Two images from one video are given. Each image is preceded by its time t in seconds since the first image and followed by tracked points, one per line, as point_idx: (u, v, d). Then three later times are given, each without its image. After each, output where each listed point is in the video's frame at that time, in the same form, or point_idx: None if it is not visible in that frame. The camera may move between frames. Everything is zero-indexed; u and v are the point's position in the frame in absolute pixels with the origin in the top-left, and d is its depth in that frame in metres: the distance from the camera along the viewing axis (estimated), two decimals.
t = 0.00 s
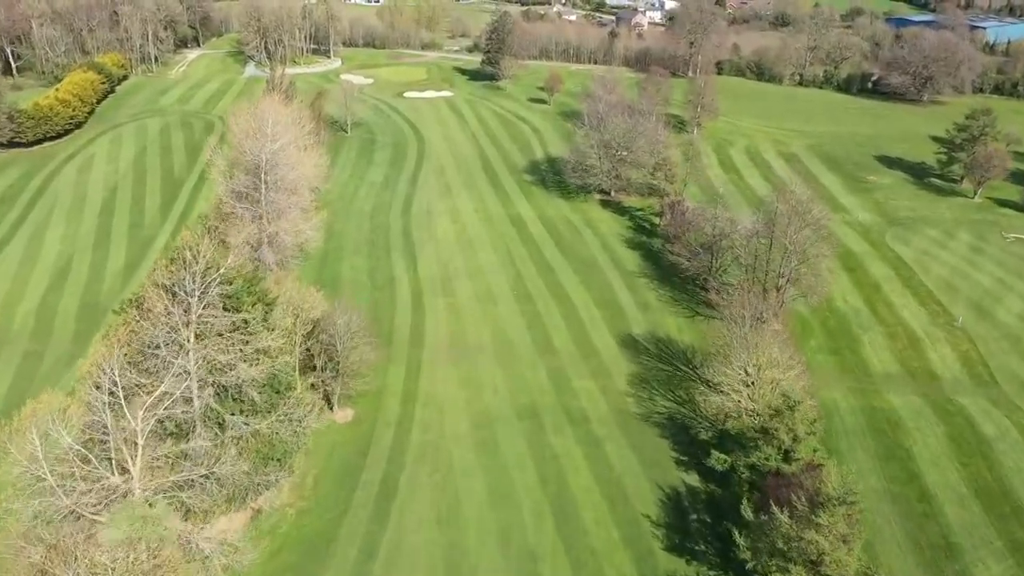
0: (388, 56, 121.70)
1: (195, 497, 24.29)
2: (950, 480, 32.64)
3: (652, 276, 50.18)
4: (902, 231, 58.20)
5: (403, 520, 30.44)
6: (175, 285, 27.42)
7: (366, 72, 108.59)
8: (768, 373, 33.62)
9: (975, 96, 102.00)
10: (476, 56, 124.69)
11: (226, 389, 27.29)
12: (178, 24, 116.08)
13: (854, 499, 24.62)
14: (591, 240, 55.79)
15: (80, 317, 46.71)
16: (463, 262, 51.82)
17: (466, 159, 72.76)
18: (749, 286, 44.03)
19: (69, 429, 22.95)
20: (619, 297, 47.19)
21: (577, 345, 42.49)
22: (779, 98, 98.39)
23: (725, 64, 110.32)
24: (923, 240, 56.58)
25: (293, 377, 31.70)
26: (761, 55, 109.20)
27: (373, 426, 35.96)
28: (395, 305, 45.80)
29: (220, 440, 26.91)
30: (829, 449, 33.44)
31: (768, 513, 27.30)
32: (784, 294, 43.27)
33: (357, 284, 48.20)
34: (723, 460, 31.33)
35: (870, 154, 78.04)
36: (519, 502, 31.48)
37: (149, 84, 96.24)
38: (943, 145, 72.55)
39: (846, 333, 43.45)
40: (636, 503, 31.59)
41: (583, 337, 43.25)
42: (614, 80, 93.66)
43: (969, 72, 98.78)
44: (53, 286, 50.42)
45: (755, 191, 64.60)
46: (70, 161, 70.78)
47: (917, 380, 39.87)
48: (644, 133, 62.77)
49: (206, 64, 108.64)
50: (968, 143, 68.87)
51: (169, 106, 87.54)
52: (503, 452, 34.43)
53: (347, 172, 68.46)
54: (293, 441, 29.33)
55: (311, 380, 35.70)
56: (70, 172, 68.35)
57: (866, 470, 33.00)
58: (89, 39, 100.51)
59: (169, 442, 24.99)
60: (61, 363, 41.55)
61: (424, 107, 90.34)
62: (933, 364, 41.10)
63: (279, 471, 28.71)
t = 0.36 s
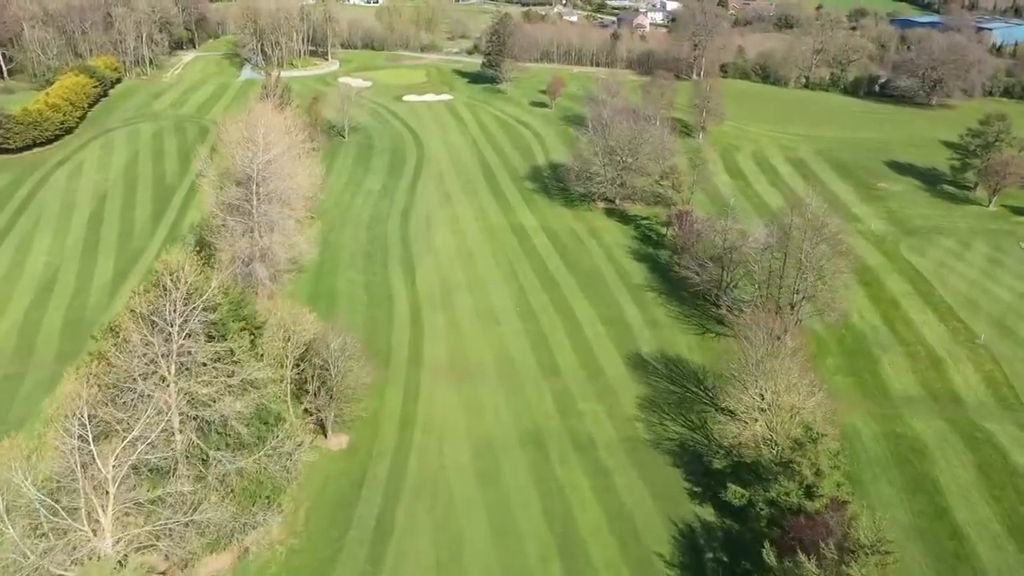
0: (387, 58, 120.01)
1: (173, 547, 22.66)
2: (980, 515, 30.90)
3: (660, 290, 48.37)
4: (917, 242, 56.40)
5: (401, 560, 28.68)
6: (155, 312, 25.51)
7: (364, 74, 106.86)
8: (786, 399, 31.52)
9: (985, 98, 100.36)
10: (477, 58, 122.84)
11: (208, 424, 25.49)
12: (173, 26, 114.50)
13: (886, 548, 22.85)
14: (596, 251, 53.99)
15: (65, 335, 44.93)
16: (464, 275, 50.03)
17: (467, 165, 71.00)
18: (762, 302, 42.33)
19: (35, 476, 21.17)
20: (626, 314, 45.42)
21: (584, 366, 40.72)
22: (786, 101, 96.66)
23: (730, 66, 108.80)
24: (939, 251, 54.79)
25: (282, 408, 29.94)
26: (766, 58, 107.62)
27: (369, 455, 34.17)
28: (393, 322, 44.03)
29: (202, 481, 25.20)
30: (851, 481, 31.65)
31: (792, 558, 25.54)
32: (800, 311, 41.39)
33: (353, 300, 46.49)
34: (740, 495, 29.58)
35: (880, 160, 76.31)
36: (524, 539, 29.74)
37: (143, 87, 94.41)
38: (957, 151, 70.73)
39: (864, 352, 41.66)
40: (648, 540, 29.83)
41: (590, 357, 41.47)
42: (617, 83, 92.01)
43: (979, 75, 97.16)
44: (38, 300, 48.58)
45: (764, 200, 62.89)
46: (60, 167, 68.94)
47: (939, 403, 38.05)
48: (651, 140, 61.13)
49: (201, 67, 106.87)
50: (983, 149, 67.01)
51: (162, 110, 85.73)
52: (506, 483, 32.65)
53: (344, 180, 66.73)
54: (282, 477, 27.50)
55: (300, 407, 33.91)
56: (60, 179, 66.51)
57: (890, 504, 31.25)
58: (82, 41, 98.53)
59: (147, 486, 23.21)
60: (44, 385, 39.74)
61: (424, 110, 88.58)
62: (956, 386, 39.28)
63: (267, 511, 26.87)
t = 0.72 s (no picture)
0: (386, 61, 118.24)
1: None
2: (1015, 554, 29.00)
3: (669, 306, 46.48)
4: (933, 253, 54.52)
5: None
6: (131, 345, 23.51)
7: (363, 77, 105.07)
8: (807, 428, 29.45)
9: (995, 103, 98.28)
10: (477, 60, 120.96)
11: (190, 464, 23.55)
12: (169, 29, 113.04)
13: None
14: (601, 263, 52.12)
15: (48, 355, 43.06)
16: (464, 290, 48.15)
17: (467, 172, 69.15)
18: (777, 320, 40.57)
19: None
20: (635, 332, 43.55)
21: (590, 388, 38.82)
22: (793, 105, 94.87)
23: (734, 69, 107.03)
24: (957, 263, 52.88)
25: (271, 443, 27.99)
26: (772, 61, 105.81)
27: (365, 487, 32.24)
28: (390, 342, 42.20)
29: (181, 529, 23.33)
30: (879, 518, 29.68)
31: None
32: (818, 330, 39.43)
33: (349, 318, 44.71)
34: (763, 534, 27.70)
35: (891, 167, 74.41)
36: None
37: (137, 91, 92.46)
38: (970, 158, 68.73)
39: (884, 373, 39.74)
40: None
41: (596, 379, 39.60)
42: (620, 87, 90.23)
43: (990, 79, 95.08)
44: (20, 316, 46.66)
45: (774, 211, 61.00)
46: (49, 175, 67.09)
47: (966, 429, 36.13)
48: (657, 147, 59.32)
49: (197, 70, 105.05)
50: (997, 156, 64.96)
51: (156, 115, 83.87)
52: (510, 519, 30.73)
53: (341, 187, 64.90)
54: (273, 516, 25.52)
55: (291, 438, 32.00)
56: (48, 188, 64.65)
57: (918, 544, 29.34)
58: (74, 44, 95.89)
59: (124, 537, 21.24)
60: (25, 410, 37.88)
61: (423, 115, 86.78)
62: (983, 411, 37.36)
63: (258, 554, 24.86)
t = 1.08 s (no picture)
0: (385, 63, 116.37)
1: None
2: None
3: (679, 322, 44.58)
4: (951, 265, 52.64)
5: None
6: (102, 384, 21.52)
7: (362, 80, 103.16)
8: (831, 463, 27.45)
9: (1006, 107, 96.37)
10: (477, 63, 119.15)
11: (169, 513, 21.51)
12: (164, 31, 111.14)
13: None
14: (608, 276, 50.24)
15: (31, 375, 41.07)
16: (465, 305, 46.25)
17: (468, 179, 67.26)
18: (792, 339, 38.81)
19: None
20: (644, 351, 41.63)
21: (599, 412, 36.96)
22: (800, 109, 92.97)
23: (740, 72, 104.96)
24: (976, 276, 51.02)
25: (258, 483, 26.03)
26: (777, 64, 103.98)
27: (360, 523, 30.35)
28: (388, 364, 40.35)
29: None
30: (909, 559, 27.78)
31: None
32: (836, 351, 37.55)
33: (346, 336, 42.89)
34: None
35: (903, 173, 72.51)
36: None
37: (130, 94, 90.50)
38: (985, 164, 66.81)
39: (907, 396, 37.86)
40: None
41: (604, 402, 37.70)
42: (624, 90, 88.39)
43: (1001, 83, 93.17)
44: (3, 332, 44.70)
45: (787, 224, 59.16)
46: (38, 182, 65.10)
47: (995, 457, 34.24)
48: (664, 155, 57.47)
49: (193, 73, 103.10)
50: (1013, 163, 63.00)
51: (149, 119, 81.92)
52: (516, 559, 28.84)
53: (338, 195, 62.98)
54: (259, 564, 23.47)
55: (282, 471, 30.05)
56: (37, 195, 62.67)
57: None
58: (67, 46, 94.15)
59: None
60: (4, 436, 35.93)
61: (423, 119, 84.89)
62: (1012, 437, 35.45)
63: None
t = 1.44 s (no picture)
0: (385, 65, 114.62)
1: None
2: None
3: (690, 340, 42.71)
4: (970, 278, 50.72)
5: None
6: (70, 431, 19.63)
7: (361, 83, 101.43)
8: (859, 503, 25.57)
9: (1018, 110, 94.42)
10: (479, 65, 117.22)
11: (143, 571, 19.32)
12: (160, 33, 109.36)
13: None
14: (615, 289, 48.32)
15: (12, 396, 39.23)
16: (467, 321, 44.36)
17: (470, 187, 65.39)
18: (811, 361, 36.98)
19: None
20: (654, 372, 39.71)
21: (608, 439, 35.04)
22: (808, 113, 91.17)
23: (745, 75, 103.39)
24: (997, 290, 49.11)
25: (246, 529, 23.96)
26: (784, 66, 102.22)
27: (356, 562, 28.45)
28: (386, 386, 38.51)
29: None
30: None
31: None
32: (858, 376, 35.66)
33: (342, 356, 41.03)
34: None
35: (916, 180, 70.62)
36: None
37: (124, 98, 88.64)
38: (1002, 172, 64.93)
39: (932, 421, 35.94)
40: None
41: (614, 428, 35.79)
42: (629, 94, 86.60)
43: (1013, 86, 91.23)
44: None
45: (799, 235, 57.28)
46: (27, 190, 63.29)
47: None
48: (671, 162, 55.59)
49: (189, 76, 101.30)
50: None
51: (143, 124, 80.11)
52: None
53: (336, 204, 61.14)
54: None
55: (274, 509, 28.48)
56: (26, 204, 60.86)
57: None
58: (60, 49, 92.45)
59: None
60: None
61: (423, 124, 83.08)
62: None
63: None
